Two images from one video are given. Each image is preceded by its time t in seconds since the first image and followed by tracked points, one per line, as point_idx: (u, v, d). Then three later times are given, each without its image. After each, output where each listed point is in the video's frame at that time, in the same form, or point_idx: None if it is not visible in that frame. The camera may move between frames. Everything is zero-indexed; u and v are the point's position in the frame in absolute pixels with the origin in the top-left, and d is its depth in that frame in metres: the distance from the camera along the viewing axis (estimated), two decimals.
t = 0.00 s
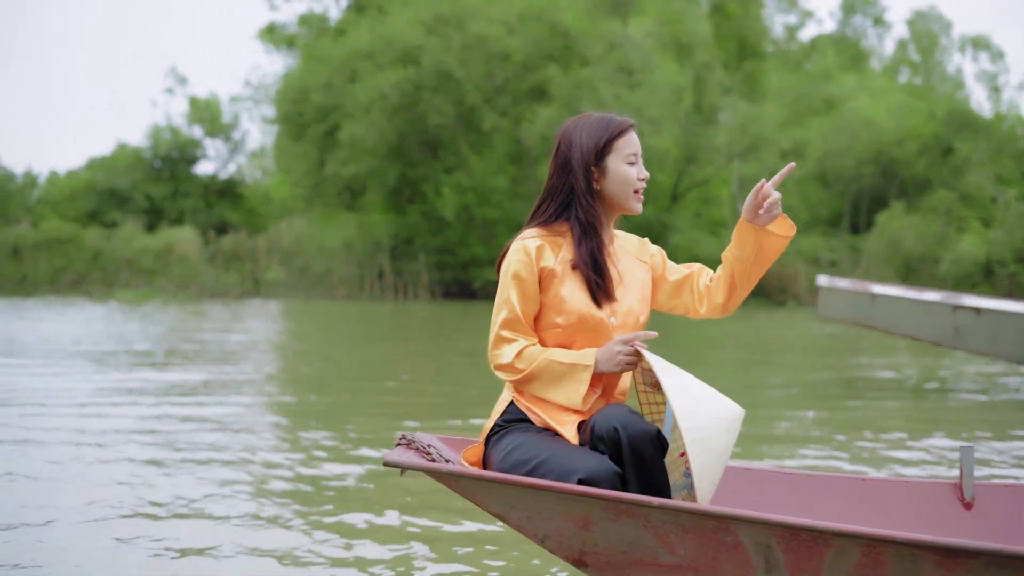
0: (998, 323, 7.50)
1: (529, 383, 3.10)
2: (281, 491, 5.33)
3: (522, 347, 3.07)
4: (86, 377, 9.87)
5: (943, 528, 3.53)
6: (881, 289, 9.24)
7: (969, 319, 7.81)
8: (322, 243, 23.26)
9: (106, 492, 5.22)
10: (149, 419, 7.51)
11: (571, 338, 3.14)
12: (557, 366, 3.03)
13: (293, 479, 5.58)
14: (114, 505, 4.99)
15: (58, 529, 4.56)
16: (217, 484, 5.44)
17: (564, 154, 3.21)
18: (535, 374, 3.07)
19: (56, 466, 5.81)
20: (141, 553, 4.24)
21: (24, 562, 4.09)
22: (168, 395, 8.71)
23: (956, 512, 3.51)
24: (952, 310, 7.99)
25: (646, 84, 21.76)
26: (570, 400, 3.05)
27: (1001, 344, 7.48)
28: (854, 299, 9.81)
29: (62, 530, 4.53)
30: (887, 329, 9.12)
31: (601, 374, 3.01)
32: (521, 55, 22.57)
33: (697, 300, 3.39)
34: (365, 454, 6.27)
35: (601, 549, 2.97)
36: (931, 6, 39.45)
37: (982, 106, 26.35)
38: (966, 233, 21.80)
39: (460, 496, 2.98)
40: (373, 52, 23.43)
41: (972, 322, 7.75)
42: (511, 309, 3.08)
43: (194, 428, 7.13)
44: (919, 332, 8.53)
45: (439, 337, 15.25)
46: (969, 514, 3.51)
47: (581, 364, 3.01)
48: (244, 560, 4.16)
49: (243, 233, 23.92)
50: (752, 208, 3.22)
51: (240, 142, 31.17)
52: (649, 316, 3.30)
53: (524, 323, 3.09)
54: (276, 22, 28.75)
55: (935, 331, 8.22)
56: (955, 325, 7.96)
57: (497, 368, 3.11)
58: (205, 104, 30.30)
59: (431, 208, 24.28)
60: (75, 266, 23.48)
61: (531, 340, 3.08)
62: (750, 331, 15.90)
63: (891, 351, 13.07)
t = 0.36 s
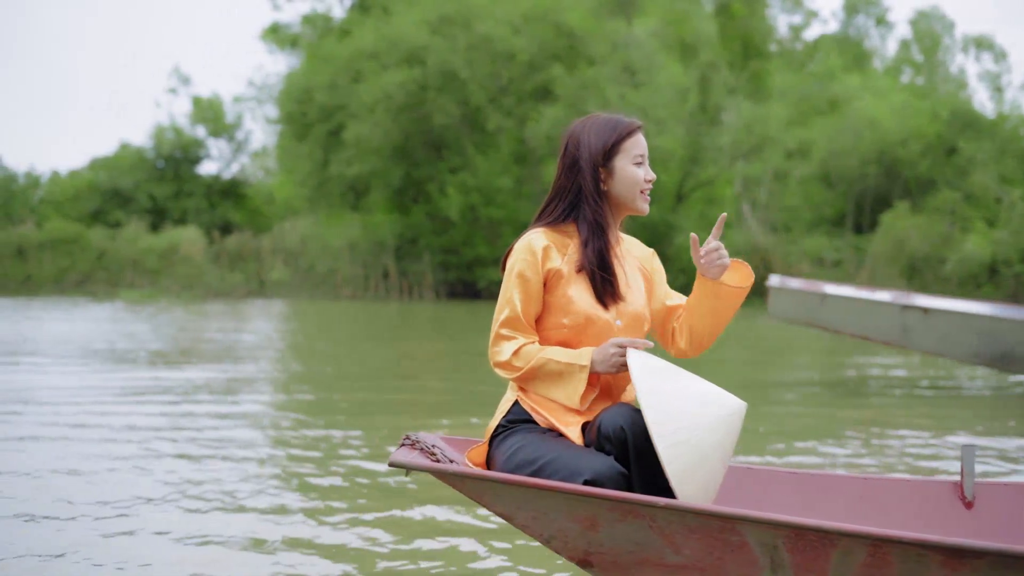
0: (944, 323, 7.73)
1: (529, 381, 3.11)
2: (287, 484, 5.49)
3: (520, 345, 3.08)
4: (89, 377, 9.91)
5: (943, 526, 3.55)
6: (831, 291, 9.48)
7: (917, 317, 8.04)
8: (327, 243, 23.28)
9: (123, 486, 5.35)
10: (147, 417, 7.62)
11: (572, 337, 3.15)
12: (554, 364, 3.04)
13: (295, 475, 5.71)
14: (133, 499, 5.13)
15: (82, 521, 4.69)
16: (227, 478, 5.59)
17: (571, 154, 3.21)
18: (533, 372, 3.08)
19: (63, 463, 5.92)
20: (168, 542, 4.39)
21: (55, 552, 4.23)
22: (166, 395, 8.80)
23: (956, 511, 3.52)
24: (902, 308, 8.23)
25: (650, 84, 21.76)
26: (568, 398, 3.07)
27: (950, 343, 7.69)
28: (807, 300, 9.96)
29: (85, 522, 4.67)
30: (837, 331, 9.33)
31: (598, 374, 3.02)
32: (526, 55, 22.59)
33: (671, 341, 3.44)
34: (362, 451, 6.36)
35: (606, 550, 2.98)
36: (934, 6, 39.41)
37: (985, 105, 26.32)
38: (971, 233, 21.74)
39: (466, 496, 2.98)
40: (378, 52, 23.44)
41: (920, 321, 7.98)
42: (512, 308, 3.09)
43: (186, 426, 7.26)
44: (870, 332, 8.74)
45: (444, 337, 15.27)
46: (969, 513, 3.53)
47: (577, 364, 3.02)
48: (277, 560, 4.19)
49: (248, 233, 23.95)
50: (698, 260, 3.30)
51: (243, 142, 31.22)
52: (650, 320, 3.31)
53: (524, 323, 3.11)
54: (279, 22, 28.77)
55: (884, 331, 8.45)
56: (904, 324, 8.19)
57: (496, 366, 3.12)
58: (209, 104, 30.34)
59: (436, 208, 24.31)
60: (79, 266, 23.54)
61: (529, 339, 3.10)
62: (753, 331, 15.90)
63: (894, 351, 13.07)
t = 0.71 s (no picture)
0: (888, 323, 9.06)
1: (532, 376, 3.11)
2: (300, 480, 5.61)
3: (522, 339, 3.08)
4: (93, 377, 9.94)
5: (944, 522, 3.61)
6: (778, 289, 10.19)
7: (861, 317, 9.28)
8: (332, 243, 23.29)
9: (142, 483, 5.49)
10: (157, 415, 7.74)
11: (577, 333, 3.16)
12: (555, 357, 3.04)
13: (305, 472, 5.83)
14: (158, 494, 5.28)
15: (112, 517, 4.84)
16: (244, 475, 5.73)
17: (580, 153, 3.22)
18: (536, 366, 3.08)
19: (83, 460, 6.06)
20: (198, 536, 4.55)
21: (91, 546, 4.38)
22: (173, 394, 8.88)
23: (961, 508, 3.58)
24: (846, 308, 9.39)
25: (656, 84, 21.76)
26: (572, 392, 3.07)
27: (896, 340, 9.02)
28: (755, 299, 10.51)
29: (114, 518, 4.81)
30: (783, 330, 10.12)
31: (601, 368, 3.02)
32: (532, 55, 22.62)
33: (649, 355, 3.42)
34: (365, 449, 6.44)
35: (616, 550, 2.99)
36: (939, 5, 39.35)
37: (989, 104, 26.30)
38: (977, 233, 21.69)
39: (475, 496, 2.98)
40: (383, 52, 23.46)
41: (865, 321, 9.23)
42: (516, 303, 3.08)
43: (195, 424, 7.39)
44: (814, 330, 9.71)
45: (448, 336, 15.29)
46: (972, 509, 3.58)
47: (577, 356, 3.02)
48: (310, 558, 4.29)
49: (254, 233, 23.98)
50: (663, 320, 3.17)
51: (247, 142, 31.26)
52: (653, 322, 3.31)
53: (528, 318, 3.11)
54: (283, 22, 28.81)
55: (828, 330, 9.54)
56: (848, 324, 9.39)
57: (500, 362, 3.12)
58: (213, 104, 30.39)
59: (441, 208, 24.35)
60: (84, 266, 23.58)
61: (531, 334, 3.09)
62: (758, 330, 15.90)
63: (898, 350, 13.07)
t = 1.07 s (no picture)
0: (842, 322, 9.79)
1: (541, 374, 3.13)
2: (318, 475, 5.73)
3: (531, 339, 3.10)
4: (98, 377, 9.94)
5: (948, 520, 3.65)
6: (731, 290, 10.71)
7: (811, 316, 9.97)
8: (338, 243, 23.30)
9: (160, 479, 5.54)
10: (171, 413, 7.82)
11: (587, 330, 3.18)
12: (565, 355, 3.04)
13: (316, 468, 5.90)
14: (181, 490, 5.34)
15: (141, 512, 4.91)
16: (265, 470, 5.83)
17: (588, 149, 3.22)
18: (545, 364, 3.09)
19: (107, 455, 6.15)
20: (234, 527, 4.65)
21: (129, 538, 4.46)
22: (181, 392, 8.93)
23: (966, 505, 3.62)
24: (799, 307, 10.04)
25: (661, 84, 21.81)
26: (583, 389, 3.08)
27: (847, 340, 9.77)
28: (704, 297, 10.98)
29: (147, 511, 4.91)
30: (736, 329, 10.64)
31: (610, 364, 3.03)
32: (538, 54, 22.65)
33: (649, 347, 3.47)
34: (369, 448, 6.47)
35: (628, 548, 3.00)
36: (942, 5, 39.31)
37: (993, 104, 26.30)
38: (983, 233, 21.69)
39: (488, 494, 2.99)
40: (389, 52, 23.47)
41: (816, 319, 9.93)
42: (525, 302, 3.10)
43: (200, 422, 7.43)
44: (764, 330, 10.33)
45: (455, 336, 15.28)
46: (977, 506, 3.62)
47: (586, 352, 3.03)
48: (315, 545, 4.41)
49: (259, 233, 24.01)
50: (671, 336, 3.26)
51: (251, 141, 31.31)
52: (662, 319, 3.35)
53: (537, 317, 3.12)
54: (287, 22, 28.88)
55: (778, 329, 10.19)
56: (799, 323, 10.05)
57: (509, 360, 3.14)
58: (217, 104, 30.44)
59: (447, 208, 24.38)
60: (90, 265, 23.62)
61: (540, 333, 3.11)
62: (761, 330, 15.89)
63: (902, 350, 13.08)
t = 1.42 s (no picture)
0: (790, 321, 9.67)
1: (553, 372, 3.14)
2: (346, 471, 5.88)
3: (543, 338, 3.11)
4: (103, 377, 9.96)
5: (956, 517, 3.67)
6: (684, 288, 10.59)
7: (760, 315, 9.80)
8: (344, 243, 23.31)
9: (176, 481, 5.58)
10: (193, 412, 7.94)
11: (598, 328, 3.19)
12: (577, 353, 3.05)
13: (326, 468, 5.95)
14: (201, 491, 5.38)
15: (162, 513, 4.94)
16: (297, 466, 5.98)
17: (597, 146, 3.23)
18: (558, 363, 3.10)
19: (142, 454, 6.28)
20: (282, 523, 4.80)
21: (161, 541, 4.50)
22: (196, 392, 9.01)
23: (975, 501, 3.65)
24: (746, 305, 9.87)
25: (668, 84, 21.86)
26: (596, 387, 3.09)
27: (793, 339, 9.68)
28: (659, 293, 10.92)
29: (167, 513, 4.93)
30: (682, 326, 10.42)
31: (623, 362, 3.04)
32: (544, 54, 22.70)
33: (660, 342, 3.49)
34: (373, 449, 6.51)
35: (641, 545, 3.01)
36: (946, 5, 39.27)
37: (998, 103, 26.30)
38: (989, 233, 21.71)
39: (502, 492, 2.99)
40: (395, 52, 23.49)
41: (764, 317, 9.76)
42: (537, 301, 3.11)
43: (202, 422, 7.47)
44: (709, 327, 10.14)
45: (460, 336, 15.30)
46: (986, 502, 3.64)
47: (599, 350, 3.03)
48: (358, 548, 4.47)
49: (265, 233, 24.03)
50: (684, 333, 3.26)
51: (255, 141, 31.36)
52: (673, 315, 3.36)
53: (549, 316, 3.13)
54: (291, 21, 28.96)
55: (724, 326, 10.01)
56: (748, 321, 9.88)
57: (521, 359, 3.15)
58: (221, 104, 30.49)
59: (452, 208, 24.41)
60: (96, 265, 23.65)
61: (552, 331, 3.12)
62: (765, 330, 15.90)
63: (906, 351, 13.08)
